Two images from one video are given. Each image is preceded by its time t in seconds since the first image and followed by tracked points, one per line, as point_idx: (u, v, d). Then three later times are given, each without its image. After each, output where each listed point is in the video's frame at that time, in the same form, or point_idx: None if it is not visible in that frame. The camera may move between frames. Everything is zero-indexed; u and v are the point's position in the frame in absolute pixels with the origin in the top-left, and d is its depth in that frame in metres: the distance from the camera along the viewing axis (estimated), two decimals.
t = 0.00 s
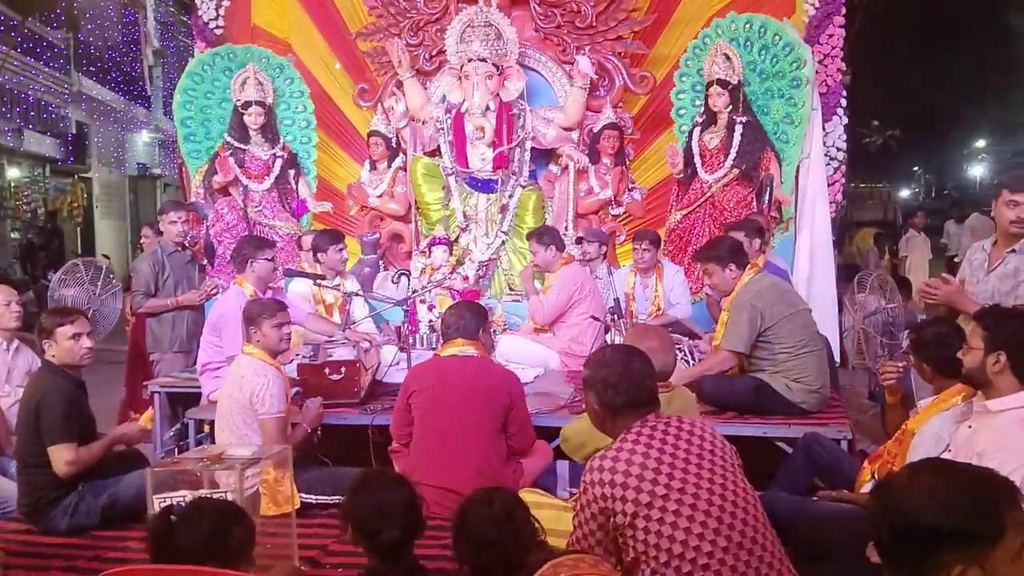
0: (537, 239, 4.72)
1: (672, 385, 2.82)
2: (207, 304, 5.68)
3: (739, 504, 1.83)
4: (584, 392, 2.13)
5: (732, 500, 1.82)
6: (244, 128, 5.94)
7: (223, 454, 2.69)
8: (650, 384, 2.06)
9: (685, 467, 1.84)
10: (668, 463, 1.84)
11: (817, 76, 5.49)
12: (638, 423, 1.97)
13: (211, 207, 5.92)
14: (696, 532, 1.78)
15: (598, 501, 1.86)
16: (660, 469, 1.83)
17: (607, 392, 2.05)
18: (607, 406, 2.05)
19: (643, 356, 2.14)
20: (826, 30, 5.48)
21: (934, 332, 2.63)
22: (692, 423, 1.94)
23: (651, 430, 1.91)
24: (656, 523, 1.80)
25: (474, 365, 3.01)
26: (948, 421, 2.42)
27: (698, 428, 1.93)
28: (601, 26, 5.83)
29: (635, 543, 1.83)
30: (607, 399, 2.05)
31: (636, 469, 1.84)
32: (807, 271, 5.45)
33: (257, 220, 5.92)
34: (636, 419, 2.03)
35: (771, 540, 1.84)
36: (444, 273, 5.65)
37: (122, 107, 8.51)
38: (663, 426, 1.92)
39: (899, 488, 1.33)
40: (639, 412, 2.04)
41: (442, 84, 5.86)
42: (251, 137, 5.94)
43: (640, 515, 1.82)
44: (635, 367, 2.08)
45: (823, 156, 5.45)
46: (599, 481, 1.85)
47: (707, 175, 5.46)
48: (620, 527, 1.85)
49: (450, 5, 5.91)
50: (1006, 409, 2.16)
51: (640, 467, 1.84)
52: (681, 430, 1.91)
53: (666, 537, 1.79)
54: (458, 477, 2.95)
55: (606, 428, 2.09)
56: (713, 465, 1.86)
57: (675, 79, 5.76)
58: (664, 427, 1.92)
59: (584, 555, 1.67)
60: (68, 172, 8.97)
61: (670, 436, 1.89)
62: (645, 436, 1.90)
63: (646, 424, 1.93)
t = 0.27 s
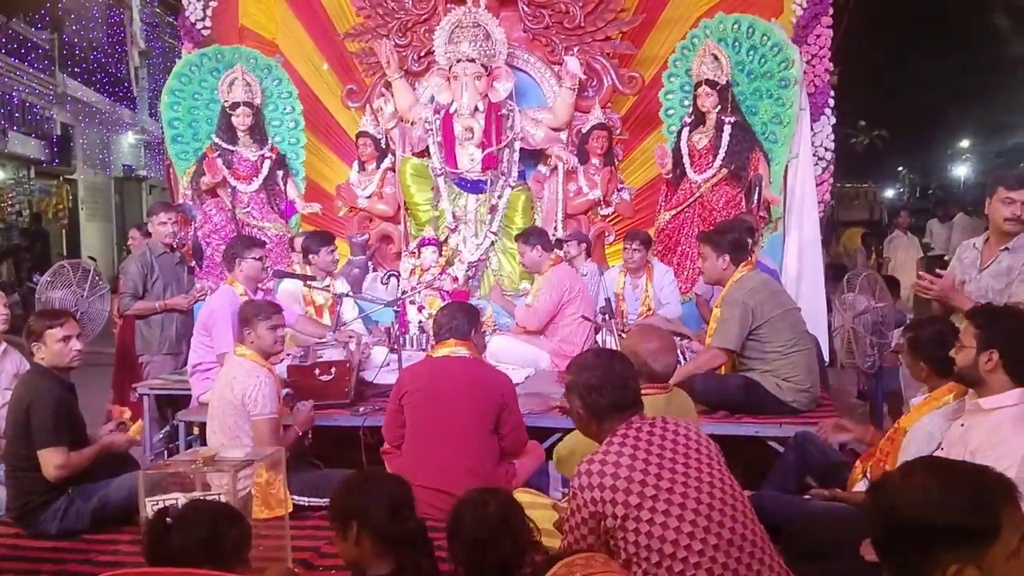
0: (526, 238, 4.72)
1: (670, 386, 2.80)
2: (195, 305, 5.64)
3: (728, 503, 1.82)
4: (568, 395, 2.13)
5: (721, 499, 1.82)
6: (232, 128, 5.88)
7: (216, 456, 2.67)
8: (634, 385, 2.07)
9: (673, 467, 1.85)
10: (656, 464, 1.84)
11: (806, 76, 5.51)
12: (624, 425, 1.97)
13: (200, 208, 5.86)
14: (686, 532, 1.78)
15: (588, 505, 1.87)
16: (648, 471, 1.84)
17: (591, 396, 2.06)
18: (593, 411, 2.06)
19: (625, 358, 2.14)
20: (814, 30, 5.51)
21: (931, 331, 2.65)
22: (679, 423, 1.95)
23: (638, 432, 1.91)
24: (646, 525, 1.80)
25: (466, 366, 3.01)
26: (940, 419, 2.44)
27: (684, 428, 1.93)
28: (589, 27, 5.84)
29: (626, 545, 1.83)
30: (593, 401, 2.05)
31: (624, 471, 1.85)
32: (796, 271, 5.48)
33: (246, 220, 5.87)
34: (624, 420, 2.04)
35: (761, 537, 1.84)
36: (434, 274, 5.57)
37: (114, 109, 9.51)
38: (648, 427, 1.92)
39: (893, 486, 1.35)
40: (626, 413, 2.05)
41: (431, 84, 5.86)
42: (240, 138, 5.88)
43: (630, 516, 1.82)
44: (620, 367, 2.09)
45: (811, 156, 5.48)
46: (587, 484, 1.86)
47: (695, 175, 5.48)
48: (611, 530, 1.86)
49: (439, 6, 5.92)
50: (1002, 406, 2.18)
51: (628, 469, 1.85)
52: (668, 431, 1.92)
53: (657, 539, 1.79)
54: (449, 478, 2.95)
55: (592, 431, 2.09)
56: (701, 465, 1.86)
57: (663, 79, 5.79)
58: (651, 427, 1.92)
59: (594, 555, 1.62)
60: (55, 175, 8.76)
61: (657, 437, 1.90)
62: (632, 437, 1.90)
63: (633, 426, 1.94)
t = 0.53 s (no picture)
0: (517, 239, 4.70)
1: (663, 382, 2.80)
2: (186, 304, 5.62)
3: (729, 503, 1.82)
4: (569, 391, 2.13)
5: (722, 500, 1.82)
6: (223, 127, 5.90)
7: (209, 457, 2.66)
8: (637, 384, 2.07)
9: (675, 467, 1.84)
10: (658, 465, 1.84)
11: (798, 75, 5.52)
12: (625, 424, 1.96)
13: (190, 207, 5.87)
14: (687, 533, 1.78)
15: (589, 505, 1.87)
16: (650, 472, 1.83)
17: (593, 395, 2.05)
18: (594, 409, 2.06)
19: (629, 356, 2.12)
20: (806, 29, 5.52)
21: (929, 326, 2.66)
22: (681, 422, 1.94)
23: (640, 431, 1.91)
24: (648, 527, 1.81)
25: (461, 366, 3.00)
26: (934, 416, 2.45)
27: (686, 427, 1.92)
28: (581, 25, 5.83)
29: (627, 546, 1.84)
30: (594, 400, 2.05)
31: (626, 472, 1.84)
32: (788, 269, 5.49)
33: (237, 220, 5.87)
34: (624, 420, 2.04)
35: (761, 537, 1.84)
36: (427, 273, 5.57)
37: (103, 108, 9.51)
38: (650, 426, 1.92)
39: (892, 485, 1.35)
40: (628, 413, 2.05)
41: (423, 83, 5.85)
42: (231, 137, 5.89)
43: (632, 517, 1.82)
44: (622, 366, 2.08)
45: (803, 154, 5.47)
46: (589, 485, 1.85)
47: (688, 174, 5.50)
48: (611, 530, 1.86)
49: (431, 4, 5.90)
50: (995, 405, 2.21)
51: (630, 469, 1.84)
52: (670, 429, 1.91)
53: (658, 540, 1.80)
54: (444, 477, 2.95)
55: (593, 429, 2.09)
56: (703, 464, 1.86)
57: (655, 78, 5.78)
58: (653, 426, 1.91)
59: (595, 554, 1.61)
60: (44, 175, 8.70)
61: (659, 436, 1.89)
62: (634, 437, 1.90)
63: (634, 425, 1.93)
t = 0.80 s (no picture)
0: (508, 240, 4.70)
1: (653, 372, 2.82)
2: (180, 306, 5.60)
3: (731, 507, 1.83)
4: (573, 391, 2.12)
5: (725, 505, 1.82)
6: (216, 128, 5.86)
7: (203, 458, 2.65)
8: (641, 385, 2.06)
9: (678, 470, 1.84)
10: (661, 467, 1.84)
11: (792, 75, 5.51)
12: (629, 426, 1.95)
13: (185, 208, 5.82)
14: (690, 538, 1.78)
15: (591, 506, 1.85)
16: (654, 474, 1.83)
17: (596, 395, 2.05)
18: (598, 409, 2.05)
19: (634, 357, 2.11)
20: (800, 29, 5.51)
21: (925, 325, 2.65)
22: (683, 424, 1.94)
23: (644, 433, 1.90)
24: (649, 529, 1.80)
25: (458, 367, 2.99)
26: (929, 417, 2.45)
27: (689, 429, 1.92)
28: (575, 25, 5.83)
29: (628, 548, 1.83)
30: (597, 400, 2.04)
31: (628, 474, 1.83)
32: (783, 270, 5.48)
33: (230, 220, 5.82)
34: (627, 421, 2.04)
35: (761, 541, 1.86)
36: (421, 273, 5.60)
37: (96, 108, 9.49)
38: (653, 428, 1.91)
39: (890, 486, 1.34)
40: (630, 414, 2.04)
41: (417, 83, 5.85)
42: (225, 138, 5.86)
43: (634, 520, 1.82)
44: (627, 367, 2.07)
45: (797, 155, 5.45)
46: (590, 487, 1.84)
47: (682, 174, 5.50)
48: (611, 531, 1.85)
49: (424, 4, 5.91)
50: (989, 405, 2.22)
51: (633, 472, 1.84)
52: (673, 432, 1.90)
53: (659, 543, 1.79)
54: (440, 478, 2.94)
55: (596, 429, 2.09)
56: (707, 468, 1.86)
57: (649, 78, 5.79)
58: (656, 428, 1.91)
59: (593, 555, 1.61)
60: (37, 175, 8.64)
61: (662, 439, 1.88)
62: (637, 439, 1.89)
63: (637, 427, 1.92)
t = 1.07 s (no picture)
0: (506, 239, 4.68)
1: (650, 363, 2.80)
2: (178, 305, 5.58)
3: (734, 509, 1.83)
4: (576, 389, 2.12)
5: (727, 506, 1.82)
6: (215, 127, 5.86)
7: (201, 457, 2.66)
8: (644, 385, 2.05)
9: (681, 472, 1.83)
10: (665, 468, 1.83)
11: (792, 75, 5.51)
12: (633, 425, 1.94)
13: (183, 207, 5.82)
14: (691, 539, 1.78)
15: (591, 505, 1.85)
16: (656, 475, 1.82)
17: (600, 394, 2.04)
18: (601, 408, 2.04)
19: (637, 355, 2.11)
20: (799, 29, 5.50)
21: (926, 325, 2.63)
22: (688, 424, 1.93)
23: (647, 433, 1.89)
24: (651, 529, 1.80)
25: (458, 368, 2.98)
26: (929, 417, 2.45)
27: (693, 430, 1.91)
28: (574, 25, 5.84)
29: (628, 548, 1.83)
30: (601, 399, 2.04)
31: (631, 474, 1.83)
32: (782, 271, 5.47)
33: (229, 220, 5.81)
34: (629, 421, 2.03)
35: (762, 543, 1.86)
36: (420, 273, 5.61)
37: (95, 107, 9.46)
38: (657, 429, 1.90)
39: (890, 490, 1.33)
40: (633, 413, 2.02)
41: (415, 82, 5.83)
42: (224, 137, 5.86)
43: (636, 520, 1.81)
44: (630, 367, 2.06)
45: (797, 155, 5.44)
46: (592, 486, 1.83)
47: (682, 174, 5.49)
48: (612, 531, 1.84)
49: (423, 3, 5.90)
50: (989, 406, 2.23)
51: (635, 472, 1.83)
52: (677, 432, 1.89)
53: (661, 543, 1.79)
54: (440, 479, 2.93)
55: (600, 427, 2.08)
56: (711, 470, 1.85)
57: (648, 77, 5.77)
58: (660, 429, 1.89)
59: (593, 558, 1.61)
60: (36, 174, 8.63)
61: (665, 439, 1.87)
62: (640, 439, 1.88)
63: (641, 427, 1.91)
